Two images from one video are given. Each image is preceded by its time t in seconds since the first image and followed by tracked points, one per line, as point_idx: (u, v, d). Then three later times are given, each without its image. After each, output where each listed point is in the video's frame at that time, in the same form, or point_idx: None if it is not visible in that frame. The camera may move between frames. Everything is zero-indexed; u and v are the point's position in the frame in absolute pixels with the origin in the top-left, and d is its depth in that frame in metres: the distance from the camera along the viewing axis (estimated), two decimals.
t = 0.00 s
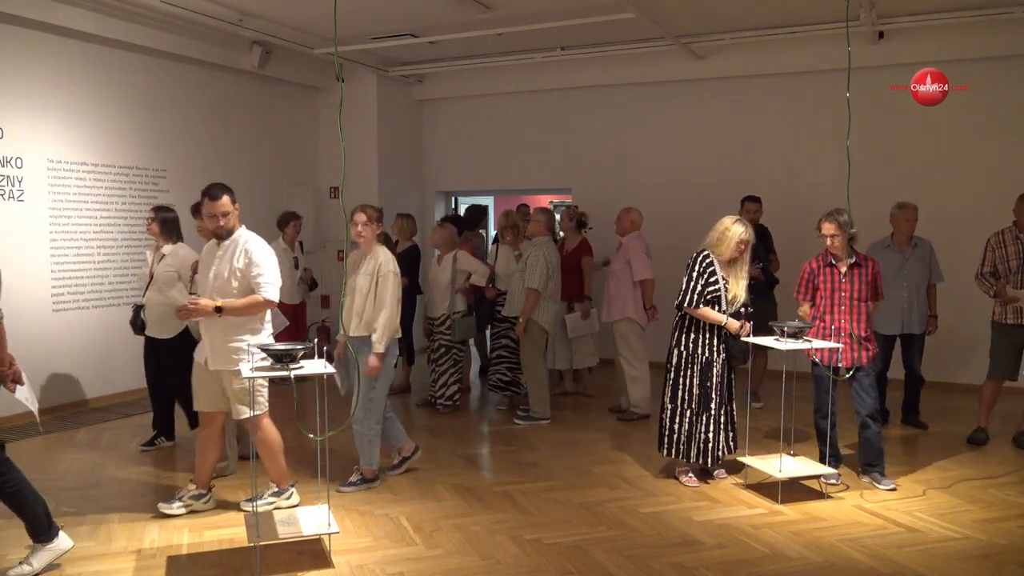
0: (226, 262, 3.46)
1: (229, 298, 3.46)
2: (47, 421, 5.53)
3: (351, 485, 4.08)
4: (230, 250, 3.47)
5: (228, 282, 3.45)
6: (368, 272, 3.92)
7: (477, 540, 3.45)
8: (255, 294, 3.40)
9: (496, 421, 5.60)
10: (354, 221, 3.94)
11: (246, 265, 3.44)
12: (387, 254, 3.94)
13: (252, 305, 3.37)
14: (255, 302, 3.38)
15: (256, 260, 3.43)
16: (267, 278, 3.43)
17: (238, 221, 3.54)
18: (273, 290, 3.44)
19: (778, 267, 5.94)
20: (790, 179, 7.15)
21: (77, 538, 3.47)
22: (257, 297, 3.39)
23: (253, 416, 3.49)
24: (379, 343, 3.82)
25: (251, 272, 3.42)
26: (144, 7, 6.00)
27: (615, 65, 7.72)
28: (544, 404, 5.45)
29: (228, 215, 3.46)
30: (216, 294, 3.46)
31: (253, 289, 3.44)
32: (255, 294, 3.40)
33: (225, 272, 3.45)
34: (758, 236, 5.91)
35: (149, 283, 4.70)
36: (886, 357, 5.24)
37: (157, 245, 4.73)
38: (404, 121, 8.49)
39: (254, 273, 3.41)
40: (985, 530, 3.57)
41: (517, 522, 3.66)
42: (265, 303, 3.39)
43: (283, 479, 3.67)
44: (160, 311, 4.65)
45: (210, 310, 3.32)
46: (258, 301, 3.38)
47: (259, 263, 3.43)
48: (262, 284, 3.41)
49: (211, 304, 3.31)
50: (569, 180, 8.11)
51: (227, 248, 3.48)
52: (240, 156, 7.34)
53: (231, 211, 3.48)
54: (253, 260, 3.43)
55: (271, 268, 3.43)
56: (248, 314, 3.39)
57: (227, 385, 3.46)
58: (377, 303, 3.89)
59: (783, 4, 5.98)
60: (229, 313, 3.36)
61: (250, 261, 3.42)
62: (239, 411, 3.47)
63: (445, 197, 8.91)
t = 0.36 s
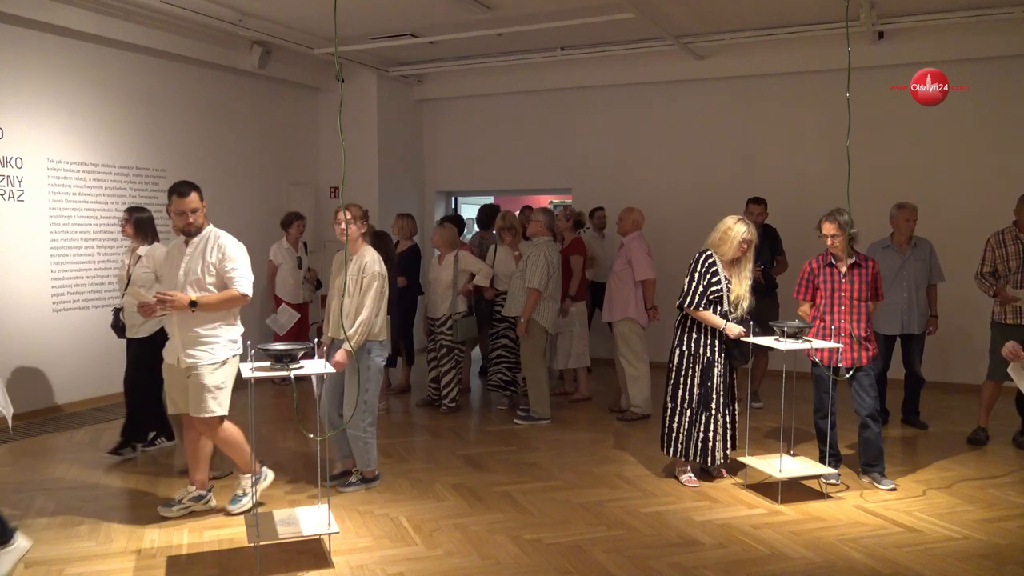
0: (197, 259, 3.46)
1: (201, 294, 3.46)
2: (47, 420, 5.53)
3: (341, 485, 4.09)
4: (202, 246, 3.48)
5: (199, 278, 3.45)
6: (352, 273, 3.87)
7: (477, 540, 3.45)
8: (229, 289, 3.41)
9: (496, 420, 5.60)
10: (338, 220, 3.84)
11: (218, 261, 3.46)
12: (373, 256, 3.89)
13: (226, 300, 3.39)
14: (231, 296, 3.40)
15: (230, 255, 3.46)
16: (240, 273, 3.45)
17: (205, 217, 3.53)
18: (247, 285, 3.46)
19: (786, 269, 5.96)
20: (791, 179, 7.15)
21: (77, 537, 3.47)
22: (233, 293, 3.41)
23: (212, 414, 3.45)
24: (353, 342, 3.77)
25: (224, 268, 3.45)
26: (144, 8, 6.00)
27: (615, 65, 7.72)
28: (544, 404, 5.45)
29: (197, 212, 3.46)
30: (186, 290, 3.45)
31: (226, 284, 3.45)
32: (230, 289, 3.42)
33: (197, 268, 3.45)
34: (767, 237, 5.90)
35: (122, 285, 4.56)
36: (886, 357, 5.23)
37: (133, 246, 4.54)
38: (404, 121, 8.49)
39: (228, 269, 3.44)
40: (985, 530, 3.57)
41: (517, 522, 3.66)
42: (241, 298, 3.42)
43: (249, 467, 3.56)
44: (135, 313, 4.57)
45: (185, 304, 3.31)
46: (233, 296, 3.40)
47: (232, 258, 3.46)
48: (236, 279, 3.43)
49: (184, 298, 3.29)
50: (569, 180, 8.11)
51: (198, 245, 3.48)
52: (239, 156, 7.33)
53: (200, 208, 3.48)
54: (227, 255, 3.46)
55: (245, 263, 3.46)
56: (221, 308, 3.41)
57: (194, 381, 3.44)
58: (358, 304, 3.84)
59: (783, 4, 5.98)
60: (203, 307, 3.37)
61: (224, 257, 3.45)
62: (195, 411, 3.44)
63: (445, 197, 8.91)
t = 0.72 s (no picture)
0: (179, 261, 3.38)
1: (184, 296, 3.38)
2: (47, 420, 5.54)
3: (287, 487, 3.99)
4: (184, 248, 3.40)
5: (182, 280, 3.38)
6: (341, 276, 3.79)
7: (477, 540, 3.45)
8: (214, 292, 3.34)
9: (496, 421, 5.60)
10: (317, 228, 3.74)
11: (202, 263, 3.39)
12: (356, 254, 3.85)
13: (210, 302, 3.32)
14: (215, 299, 3.33)
15: (214, 257, 3.38)
16: (225, 275, 3.38)
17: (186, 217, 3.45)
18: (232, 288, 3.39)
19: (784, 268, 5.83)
20: (791, 179, 7.15)
21: (76, 537, 3.48)
22: (217, 295, 3.33)
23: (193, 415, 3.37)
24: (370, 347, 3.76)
25: (209, 270, 3.37)
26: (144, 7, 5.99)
27: (615, 65, 7.72)
28: (544, 404, 5.44)
29: (178, 214, 3.37)
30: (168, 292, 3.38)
31: (210, 286, 3.38)
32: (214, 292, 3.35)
33: (180, 271, 3.37)
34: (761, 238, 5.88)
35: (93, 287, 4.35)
36: (886, 357, 5.23)
37: (105, 247, 4.29)
38: (404, 121, 8.49)
39: (212, 270, 3.36)
40: (985, 530, 3.57)
41: (517, 522, 3.66)
42: (225, 299, 3.35)
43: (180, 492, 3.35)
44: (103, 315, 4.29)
45: (170, 306, 3.27)
46: (218, 298, 3.34)
47: (217, 260, 3.38)
48: (222, 281, 3.36)
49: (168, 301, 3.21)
50: (569, 180, 8.11)
51: (179, 246, 3.40)
52: (239, 155, 7.33)
53: (182, 210, 3.39)
54: (212, 257, 3.38)
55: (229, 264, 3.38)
56: (205, 310, 3.34)
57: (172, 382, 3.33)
58: (358, 309, 3.79)
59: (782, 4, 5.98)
60: (187, 309, 3.30)
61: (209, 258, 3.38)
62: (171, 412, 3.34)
63: (445, 197, 8.91)
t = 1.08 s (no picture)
0: (154, 266, 3.27)
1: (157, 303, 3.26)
2: (47, 420, 5.54)
3: (286, 492, 3.97)
4: (160, 252, 3.28)
5: (154, 286, 3.26)
6: (314, 272, 3.77)
7: (477, 540, 3.45)
8: (186, 301, 3.22)
9: (496, 421, 5.60)
10: (290, 226, 3.74)
11: (177, 270, 3.26)
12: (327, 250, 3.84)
13: (181, 313, 3.20)
14: (187, 309, 3.21)
15: (191, 264, 3.26)
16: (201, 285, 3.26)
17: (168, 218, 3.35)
18: (206, 298, 3.27)
19: (775, 262, 5.64)
20: (791, 179, 7.15)
21: (77, 538, 3.48)
22: (189, 306, 3.21)
23: (167, 428, 3.29)
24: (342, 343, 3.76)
25: (183, 277, 3.25)
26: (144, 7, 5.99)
27: (615, 65, 7.72)
28: (544, 404, 5.44)
29: (155, 212, 3.27)
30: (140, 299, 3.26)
31: (184, 295, 3.25)
32: (187, 302, 3.22)
33: (153, 276, 3.26)
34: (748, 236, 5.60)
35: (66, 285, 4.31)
36: (886, 358, 5.23)
37: (77, 246, 4.28)
38: (404, 121, 8.49)
39: (187, 279, 3.24)
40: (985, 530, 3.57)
41: (517, 522, 3.66)
42: (198, 311, 3.23)
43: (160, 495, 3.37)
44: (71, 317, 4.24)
45: (138, 314, 3.12)
46: (190, 308, 3.21)
47: (192, 268, 3.26)
48: (196, 291, 3.24)
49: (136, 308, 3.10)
50: (569, 180, 8.11)
51: (155, 249, 3.29)
52: (239, 155, 7.33)
53: (160, 209, 3.29)
54: (188, 263, 3.26)
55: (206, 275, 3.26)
56: (176, 320, 3.21)
57: (145, 394, 3.25)
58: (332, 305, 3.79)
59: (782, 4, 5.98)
60: (157, 319, 3.17)
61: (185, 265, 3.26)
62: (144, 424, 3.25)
63: (445, 197, 8.91)
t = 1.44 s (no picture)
0: (133, 263, 3.15)
1: (136, 304, 3.15)
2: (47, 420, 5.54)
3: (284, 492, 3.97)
4: (138, 249, 3.16)
5: (132, 285, 3.14)
6: (293, 273, 3.73)
7: (477, 540, 3.45)
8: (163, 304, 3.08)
9: (496, 421, 5.60)
10: (266, 231, 3.69)
11: (155, 269, 3.13)
12: (305, 251, 3.77)
13: (158, 315, 3.06)
14: (163, 312, 3.07)
15: (169, 262, 3.13)
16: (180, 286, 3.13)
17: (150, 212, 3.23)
18: (185, 301, 3.13)
19: (767, 261, 5.58)
20: (791, 179, 7.15)
21: (79, 538, 3.48)
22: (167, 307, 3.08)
23: (150, 435, 3.19)
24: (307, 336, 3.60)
25: (161, 277, 3.12)
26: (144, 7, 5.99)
27: (615, 65, 7.71)
28: (544, 404, 5.44)
29: (130, 201, 3.15)
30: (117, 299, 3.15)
31: (161, 296, 3.12)
32: (164, 304, 3.09)
33: (131, 276, 3.14)
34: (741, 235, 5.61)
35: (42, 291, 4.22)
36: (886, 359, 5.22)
37: (54, 247, 4.21)
38: (404, 121, 8.49)
39: (166, 278, 3.11)
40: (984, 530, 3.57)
41: (517, 522, 3.66)
42: (174, 314, 3.08)
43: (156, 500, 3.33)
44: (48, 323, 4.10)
45: (111, 314, 2.98)
46: (167, 312, 3.07)
47: (172, 267, 3.13)
48: (174, 294, 3.10)
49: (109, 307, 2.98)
50: (569, 180, 8.12)
51: (134, 245, 3.17)
52: (239, 155, 7.33)
53: (138, 200, 3.17)
54: (166, 262, 3.13)
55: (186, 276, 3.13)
56: (151, 323, 3.07)
57: (125, 401, 3.14)
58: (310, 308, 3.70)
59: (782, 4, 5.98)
60: (132, 321, 3.04)
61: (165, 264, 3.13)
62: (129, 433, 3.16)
63: (445, 197, 8.91)
